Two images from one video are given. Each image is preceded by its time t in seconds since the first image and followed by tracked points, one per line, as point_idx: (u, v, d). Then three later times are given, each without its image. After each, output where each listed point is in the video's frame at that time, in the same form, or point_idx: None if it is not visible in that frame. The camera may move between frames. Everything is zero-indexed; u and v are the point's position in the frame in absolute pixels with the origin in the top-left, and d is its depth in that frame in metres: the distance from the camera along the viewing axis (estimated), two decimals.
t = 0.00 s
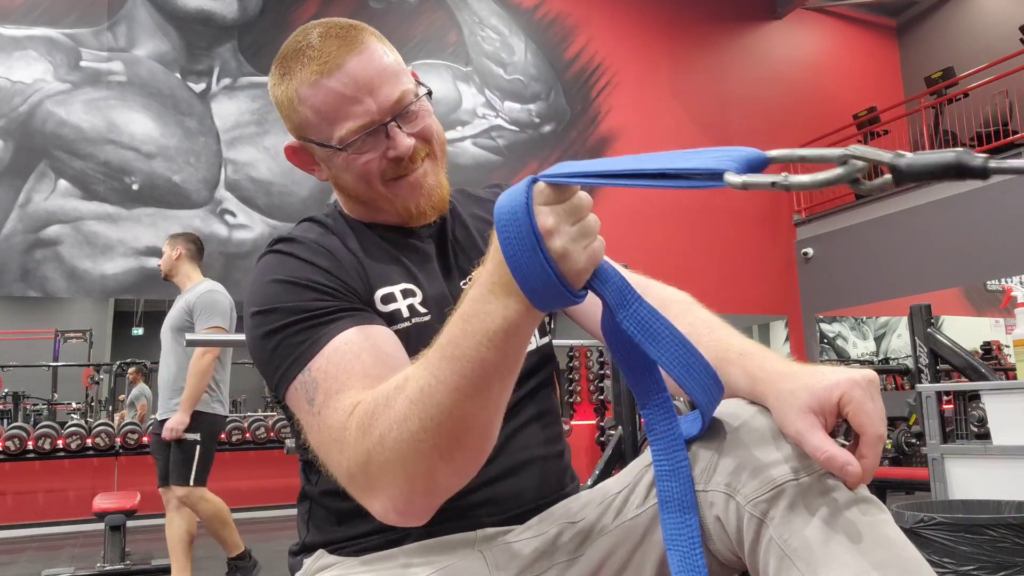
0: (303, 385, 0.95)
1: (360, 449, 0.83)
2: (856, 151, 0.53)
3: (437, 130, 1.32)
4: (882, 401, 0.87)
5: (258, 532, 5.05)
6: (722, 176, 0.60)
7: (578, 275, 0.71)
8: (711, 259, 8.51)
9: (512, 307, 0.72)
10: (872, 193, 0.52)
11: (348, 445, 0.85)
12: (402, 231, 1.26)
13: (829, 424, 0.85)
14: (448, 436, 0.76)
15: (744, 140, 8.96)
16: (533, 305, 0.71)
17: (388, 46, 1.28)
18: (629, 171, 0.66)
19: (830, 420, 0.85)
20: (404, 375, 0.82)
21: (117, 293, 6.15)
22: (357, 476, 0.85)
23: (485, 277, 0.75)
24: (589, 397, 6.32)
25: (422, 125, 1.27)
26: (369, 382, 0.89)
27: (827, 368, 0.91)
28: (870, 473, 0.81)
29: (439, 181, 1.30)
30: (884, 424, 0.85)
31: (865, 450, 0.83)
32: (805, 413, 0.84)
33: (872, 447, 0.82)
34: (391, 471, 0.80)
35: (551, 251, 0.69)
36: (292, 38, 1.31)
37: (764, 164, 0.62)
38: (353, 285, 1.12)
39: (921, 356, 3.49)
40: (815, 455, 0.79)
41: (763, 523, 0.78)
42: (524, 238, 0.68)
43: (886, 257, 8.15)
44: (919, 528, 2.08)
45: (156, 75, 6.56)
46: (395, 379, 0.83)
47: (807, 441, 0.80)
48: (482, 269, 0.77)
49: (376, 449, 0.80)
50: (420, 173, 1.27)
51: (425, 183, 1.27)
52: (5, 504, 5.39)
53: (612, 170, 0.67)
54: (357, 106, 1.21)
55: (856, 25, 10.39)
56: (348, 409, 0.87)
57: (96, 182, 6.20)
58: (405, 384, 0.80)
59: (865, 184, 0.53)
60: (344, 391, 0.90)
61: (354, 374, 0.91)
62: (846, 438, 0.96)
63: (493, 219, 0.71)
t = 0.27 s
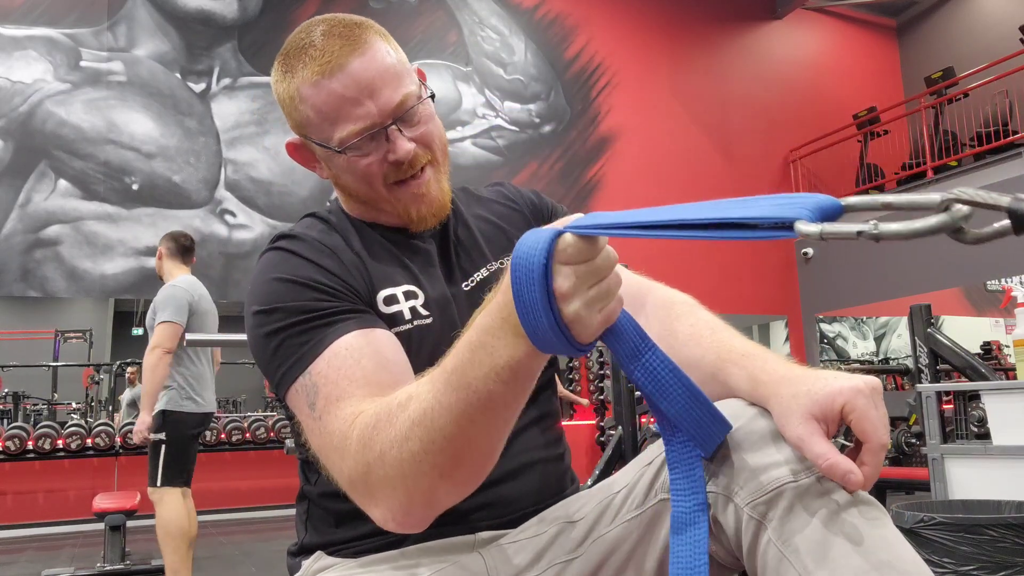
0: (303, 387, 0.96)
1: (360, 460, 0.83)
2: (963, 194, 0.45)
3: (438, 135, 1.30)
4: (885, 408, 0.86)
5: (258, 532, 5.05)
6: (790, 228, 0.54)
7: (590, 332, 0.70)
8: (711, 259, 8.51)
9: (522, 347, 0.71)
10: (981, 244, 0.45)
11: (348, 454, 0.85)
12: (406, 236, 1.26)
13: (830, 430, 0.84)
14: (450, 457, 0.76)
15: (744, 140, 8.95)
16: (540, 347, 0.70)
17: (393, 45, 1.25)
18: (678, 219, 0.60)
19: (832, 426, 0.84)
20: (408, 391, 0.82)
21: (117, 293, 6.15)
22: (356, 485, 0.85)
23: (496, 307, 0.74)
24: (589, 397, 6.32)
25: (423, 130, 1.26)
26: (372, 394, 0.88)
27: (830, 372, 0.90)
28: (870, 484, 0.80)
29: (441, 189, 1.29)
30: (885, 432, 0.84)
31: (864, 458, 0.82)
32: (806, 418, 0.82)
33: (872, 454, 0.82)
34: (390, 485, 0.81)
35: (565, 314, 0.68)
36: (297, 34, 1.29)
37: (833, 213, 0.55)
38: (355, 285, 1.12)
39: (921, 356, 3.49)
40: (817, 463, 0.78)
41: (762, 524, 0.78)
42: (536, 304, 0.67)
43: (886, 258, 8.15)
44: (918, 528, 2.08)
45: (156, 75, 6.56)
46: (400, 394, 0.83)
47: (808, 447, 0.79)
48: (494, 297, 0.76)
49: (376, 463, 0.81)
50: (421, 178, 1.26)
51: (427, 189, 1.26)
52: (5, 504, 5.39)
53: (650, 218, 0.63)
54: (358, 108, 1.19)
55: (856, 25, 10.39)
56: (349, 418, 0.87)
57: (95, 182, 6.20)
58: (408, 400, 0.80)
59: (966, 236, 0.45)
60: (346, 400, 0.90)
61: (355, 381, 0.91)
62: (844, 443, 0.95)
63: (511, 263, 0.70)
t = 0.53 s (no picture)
0: (304, 391, 0.96)
1: (360, 469, 0.83)
2: None
3: (433, 146, 1.28)
4: (890, 420, 0.84)
5: (258, 532, 5.05)
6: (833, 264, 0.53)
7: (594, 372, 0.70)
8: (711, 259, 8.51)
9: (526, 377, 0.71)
10: None
11: (349, 462, 0.85)
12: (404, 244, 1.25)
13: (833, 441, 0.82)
14: (451, 470, 0.77)
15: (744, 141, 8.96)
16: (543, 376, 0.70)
17: (393, 52, 1.21)
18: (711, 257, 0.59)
19: (835, 437, 0.82)
20: (411, 403, 0.82)
21: (118, 293, 6.15)
22: (357, 492, 0.86)
23: (500, 329, 0.73)
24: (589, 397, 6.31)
25: (417, 143, 1.23)
26: (373, 403, 0.88)
27: (838, 380, 0.88)
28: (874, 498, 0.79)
29: (433, 204, 1.27)
30: (893, 446, 0.82)
31: (871, 473, 0.81)
32: (809, 428, 0.81)
33: (880, 467, 0.80)
34: (390, 494, 0.81)
35: (571, 357, 0.67)
36: (298, 28, 1.25)
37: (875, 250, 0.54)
38: (355, 286, 1.12)
39: (921, 356, 3.48)
40: (818, 475, 0.76)
41: (762, 526, 0.77)
42: (542, 341, 0.66)
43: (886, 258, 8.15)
44: (918, 528, 2.07)
45: (156, 75, 6.56)
46: (404, 404, 0.83)
47: (810, 457, 0.78)
48: (501, 318, 0.75)
49: (377, 473, 0.81)
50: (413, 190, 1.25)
51: (419, 203, 1.24)
52: (5, 504, 5.39)
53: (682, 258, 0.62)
54: (350, 120, 1.17)
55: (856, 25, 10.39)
56: (351, 426, 0.87)
57: (95, 182, 6.20)
58: (410, 413, 0.80)
59: None
60: (347, 407, 0.90)
61: (356, 387, 0.91)
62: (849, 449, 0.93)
63: (520, 298, 0.69)
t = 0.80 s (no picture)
0: (307, 393, 0.96)
1: (363, 475, 0.83)
2: None
3: (428, 151, 1.28)
4: (894, 430, 0.82)
5: (259, 531, 5.04)
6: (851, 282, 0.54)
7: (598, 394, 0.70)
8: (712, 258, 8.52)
9: (529, 393, 0.71)
10: None
11: (352, 467, 0.85)
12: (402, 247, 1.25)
13: (831, 451, 0.81)
14: (452, 477, 0.77)
15: (744, 141, 8.96)
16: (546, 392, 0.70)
17: (390, 55, 1.20)
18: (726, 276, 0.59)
19: (834, 446, 0.81)
20: (414, 409, 0.82)
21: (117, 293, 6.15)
22: (360, 496, 0.86)
23: (503, 343, 0.73)
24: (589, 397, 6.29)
25: (411, 149, 1.23)
26: (376, 408, 0.89)
27: (841, 387, 0.87)
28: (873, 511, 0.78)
29: (428, 209, 1.26)
30: (898, 457, 0.79)
31: (874, 485, 0.79)
32: (807, 437, 0.80)
33: (882, 477, 0.79)
34: (393, 501, 0.82)
35: (577, 379, 0.67)
36: (298, 28, 1.24)
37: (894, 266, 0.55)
38: (356, 286, 1.12)
39: (921, 356, 3.49)
40: (813, 484, 0.76)
41: (762, 526, 0.77)
42: (547, 362, 0.66)
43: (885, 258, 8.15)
44: (918, 528, 2.07)
45: (156, 75, 6.56)
46: (407, 410, 0.83)
47: (807, 467, 0.77)
48: (506, 330, 0.75)
49: (381, 479, 0.81)
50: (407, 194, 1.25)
51: (412, 210, 1.23)
52: (5, 504, 5.39)
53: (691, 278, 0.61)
54: (343, 124, 1.16)
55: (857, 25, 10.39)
56: (353, 431, 0.87)
57: (95, 182, 6.20)
58: (413, 423, 0.80)
59: None
60: (350, 411, 0.90)
61: (359, 391, 0.91)
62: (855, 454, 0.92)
63: (526, 315, 0.69)
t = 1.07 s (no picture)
0: (308, 392, 0.95)
1: (364, 474, 0.83)
2: None
3: (425, 153, 1.28)
4: (895, 430, 0.82)
5: (259, 531, 5.04)
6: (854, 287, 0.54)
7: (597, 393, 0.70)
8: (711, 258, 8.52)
9: (532, 396, 0.71)
10: None
11: (353, 465, 0.85)
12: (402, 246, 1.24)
13: (832, 450, 0.81)
14: (453, 476, 0.77)
15: (744, 141, 8.96)
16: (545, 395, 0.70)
17: (387, 56, 1.20)
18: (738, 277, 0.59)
19: (834, 446, 0.81)
20: (414, 408, 0.82)
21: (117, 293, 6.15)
22: (360, 495, 0.86)
23: (504, 343, 0.73)
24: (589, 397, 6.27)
25: (408, 151, 1.23)
26: (376, 407, 0.89)
27: (840, 385, 0.87)
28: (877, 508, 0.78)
29: (426, 211, 1.25)
30: (898, 455, 0.79)
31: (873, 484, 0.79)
32: (807, 437, 0.80)
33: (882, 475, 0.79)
34: (393, 499, 0.81)
35: (577, 383, 0.67)
36: (297, 30, 1.24)
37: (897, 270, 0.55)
38: (356, 284, 1.12)
39: (921, 356, 3.48)
40: (814, 484, 0.76)
41: (762, 526, 0.77)
42: (548, 364, 0.66)
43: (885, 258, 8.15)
44: (918, 528, 2.07)
45: (156, 75, 6.56)
46: (408, 408, 0.83)
47: (807, 466, 0.77)
48: (506, 330, 0.75)
49: (381, 478, 0.81)
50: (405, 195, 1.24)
51: (409, 211, 1.23)
52: (5, 504, 5.39)
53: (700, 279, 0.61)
54: (339, 127, 1.17)
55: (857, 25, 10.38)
56: (353, 430, 0.87)
57: (95, 182, 6.20)
58: (413, 423, 0.80)
59: None
60: (351, 410, 0.90)
61: (359, 389, 0.91)
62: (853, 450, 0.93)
63: (526, 318, 0.69)
